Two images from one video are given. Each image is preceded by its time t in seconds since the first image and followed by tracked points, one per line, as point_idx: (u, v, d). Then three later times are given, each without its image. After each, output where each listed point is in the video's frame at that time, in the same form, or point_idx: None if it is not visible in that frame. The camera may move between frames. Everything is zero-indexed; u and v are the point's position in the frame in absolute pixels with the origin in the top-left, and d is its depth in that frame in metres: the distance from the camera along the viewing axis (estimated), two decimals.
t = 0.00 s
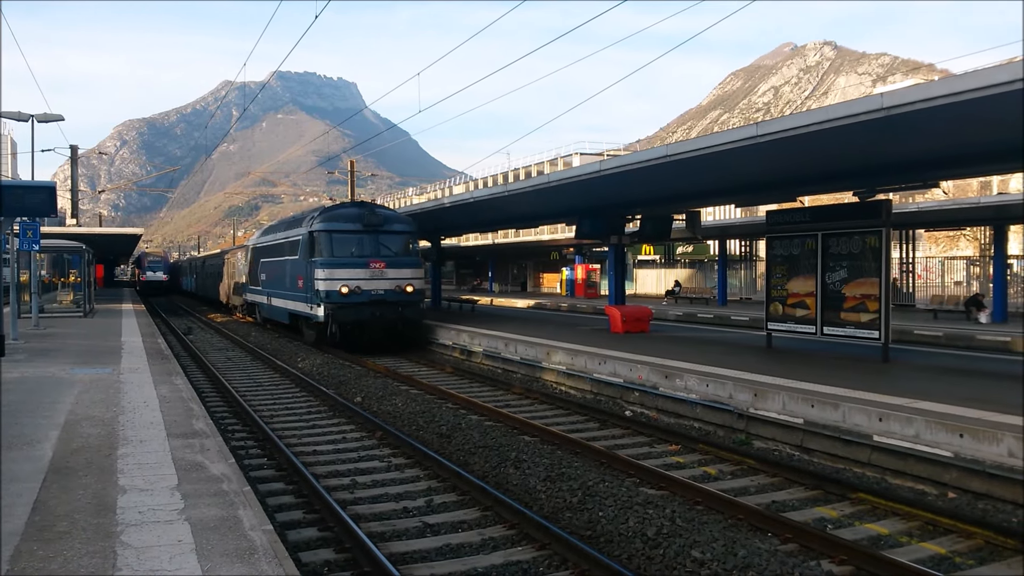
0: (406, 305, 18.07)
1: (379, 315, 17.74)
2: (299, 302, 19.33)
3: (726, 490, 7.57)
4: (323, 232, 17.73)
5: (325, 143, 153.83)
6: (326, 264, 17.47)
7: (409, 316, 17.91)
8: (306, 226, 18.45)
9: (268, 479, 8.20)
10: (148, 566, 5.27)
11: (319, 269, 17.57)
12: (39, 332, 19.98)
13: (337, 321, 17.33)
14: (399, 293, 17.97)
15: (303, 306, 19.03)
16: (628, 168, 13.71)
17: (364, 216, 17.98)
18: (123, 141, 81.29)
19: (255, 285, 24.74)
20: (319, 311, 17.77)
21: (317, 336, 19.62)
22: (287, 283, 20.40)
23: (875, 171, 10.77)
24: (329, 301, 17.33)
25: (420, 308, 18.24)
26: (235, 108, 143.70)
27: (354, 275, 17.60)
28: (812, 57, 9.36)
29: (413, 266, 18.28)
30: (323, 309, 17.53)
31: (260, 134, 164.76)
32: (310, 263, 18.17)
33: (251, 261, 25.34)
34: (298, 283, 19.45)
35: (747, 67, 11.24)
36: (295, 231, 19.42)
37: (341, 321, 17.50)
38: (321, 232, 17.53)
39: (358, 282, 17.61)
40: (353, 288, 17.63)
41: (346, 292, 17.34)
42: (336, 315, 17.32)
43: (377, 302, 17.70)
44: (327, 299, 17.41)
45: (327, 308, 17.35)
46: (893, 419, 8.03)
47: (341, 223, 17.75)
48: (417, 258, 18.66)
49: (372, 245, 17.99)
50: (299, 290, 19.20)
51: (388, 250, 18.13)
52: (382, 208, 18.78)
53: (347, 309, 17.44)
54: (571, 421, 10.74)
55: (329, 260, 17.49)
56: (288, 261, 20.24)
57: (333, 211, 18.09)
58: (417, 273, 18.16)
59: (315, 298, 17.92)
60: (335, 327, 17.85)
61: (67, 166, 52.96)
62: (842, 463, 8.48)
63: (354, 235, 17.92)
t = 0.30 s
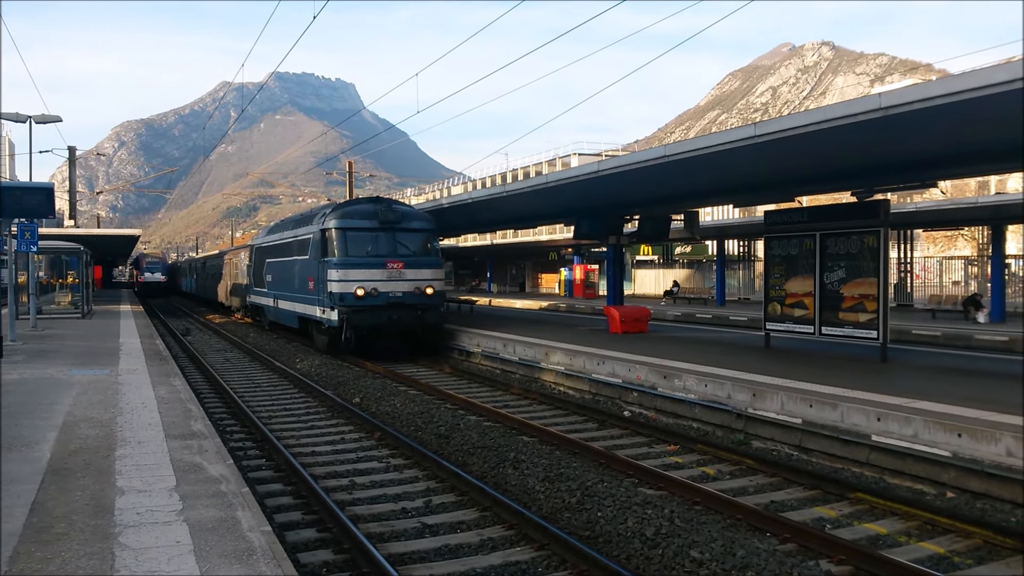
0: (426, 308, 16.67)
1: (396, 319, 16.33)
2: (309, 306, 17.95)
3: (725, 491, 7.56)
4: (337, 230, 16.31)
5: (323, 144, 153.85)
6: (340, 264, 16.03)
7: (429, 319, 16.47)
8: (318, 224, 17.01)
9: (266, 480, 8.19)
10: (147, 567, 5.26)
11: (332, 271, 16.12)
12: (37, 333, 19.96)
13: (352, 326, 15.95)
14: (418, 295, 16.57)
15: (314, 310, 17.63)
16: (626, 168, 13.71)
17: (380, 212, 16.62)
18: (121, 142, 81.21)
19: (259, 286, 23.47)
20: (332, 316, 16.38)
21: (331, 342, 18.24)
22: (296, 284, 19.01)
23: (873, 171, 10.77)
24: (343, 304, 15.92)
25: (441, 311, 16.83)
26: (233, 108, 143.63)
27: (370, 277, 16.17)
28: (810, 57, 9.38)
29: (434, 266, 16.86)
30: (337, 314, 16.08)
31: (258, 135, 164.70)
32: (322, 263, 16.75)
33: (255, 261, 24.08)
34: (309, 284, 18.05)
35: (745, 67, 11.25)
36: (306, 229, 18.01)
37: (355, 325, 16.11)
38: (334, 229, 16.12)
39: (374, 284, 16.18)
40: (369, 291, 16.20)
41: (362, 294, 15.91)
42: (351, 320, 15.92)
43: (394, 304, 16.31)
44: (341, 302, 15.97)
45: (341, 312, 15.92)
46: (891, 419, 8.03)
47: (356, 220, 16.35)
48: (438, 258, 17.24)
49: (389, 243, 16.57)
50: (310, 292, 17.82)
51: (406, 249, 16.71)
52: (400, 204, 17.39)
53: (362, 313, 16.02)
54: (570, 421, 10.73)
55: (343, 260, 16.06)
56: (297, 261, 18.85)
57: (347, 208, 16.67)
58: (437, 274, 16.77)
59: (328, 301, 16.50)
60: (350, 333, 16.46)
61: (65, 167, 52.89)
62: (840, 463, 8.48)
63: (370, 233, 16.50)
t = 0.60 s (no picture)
0: (446, 310, 15.66)
1: (416, 322, 15.31)
2: (322, 308, 16.97)
3: (721, 488, 7.57)
4: (352, 225, 15.42)
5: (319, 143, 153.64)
6: (355, 261, 15.10)
7: (450, 322, 15.47)
8: (331, 220, 16.11)
9: (262, 479, 8.18)
10: (143, 566, 5.26)
11: (347, 269, 15.19)
12: (33, 332, 19.90)
13: (369, 330, 14.97)
14: (438, 296, 15.56)
15: (327, 312, 16.64)
16: (623, 166, 13.71)
17: (398, 207, 15.73)
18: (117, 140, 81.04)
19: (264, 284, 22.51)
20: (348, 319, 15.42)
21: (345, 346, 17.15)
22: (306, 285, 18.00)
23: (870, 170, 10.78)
24: (359, 306, 14.98)
25: (463, 313, 15.84)
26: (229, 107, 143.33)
27: (388, 275, 15.21)
28: (807, 55, 9.38)
29: (455, 264, 15.90)
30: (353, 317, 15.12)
31: (255, 133, 164.43)
32: (337, 261, 15.81)
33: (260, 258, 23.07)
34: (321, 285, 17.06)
35: (742, 65, 11.26)
36: (317, 226, 17.05)
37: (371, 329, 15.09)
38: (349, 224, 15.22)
39: (392, 284, 15.21)
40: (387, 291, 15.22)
41: (379, 295, 14.94)
42: (368, 322, 14.95)
43: (412, 306, 15.31)
44: (357, 303, 15.01)
45: (357, 314, 14.98)
46: (887, 416, 8.04)
47: (372, 215, 15.46)
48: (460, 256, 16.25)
49: (408, 239, 15.67)
50: (323, 293, 16.84)
51: (425, 246, 15.78)
52: (419, 199, 16.49)
53: (379, 315, 15.03)
54: (566, 419, 10.74)
55: (359, 257, 15.12)
56: (307, 260, 17.86)
57: (362, 202, 15.80)
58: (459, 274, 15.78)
59: (342, 302, 15.52)
60: (367, 337, 15.49)
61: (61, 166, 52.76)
62: (837, 461, 8.52)
63: (387, 228, 15.61)
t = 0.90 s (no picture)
0: (472, 311, 14.33)
1: (440, 325, 13.97)
2: (336, 307, 15.66)
3: (717, 487, 7.58)
4: (371, 219, 14.06)
5: (315, 140, 153.43)
6: (374, 258, 13.73)
7: (478, 325, 14.16)
8: (348, 212, 14.77)
9: (258, 477, 8.17)
10: (138, 564, 5.25)
11: (366, 267, 13.82)
12: (29, 329, 19.87)
13: (389, 334, 13.63)
14: (465, 296, 14.20)
15: (341, 313, 15.34)
16: (619, 165, 13.69)
17: (421, 198, 14.38)
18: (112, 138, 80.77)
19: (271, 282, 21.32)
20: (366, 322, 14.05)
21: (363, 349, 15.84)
22: (319, 282, 16.72)
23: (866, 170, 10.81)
24: (378, 307, 13.61)
25: (491, 315, 14.51)
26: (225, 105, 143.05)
27: (410, 274, 13.84)
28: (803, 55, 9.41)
29: (483, 262, 14.51)
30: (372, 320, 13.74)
31: (251, 131, 164.16)
32: (353, 258, 14.44)
33: (266, 254, 21.84)
34: (334, 283, 15.77)
35: (739, 64, 11.28)
36: (331, 218, 15.76)
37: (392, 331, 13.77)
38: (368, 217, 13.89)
39: (415, 283, 13.84)
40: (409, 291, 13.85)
41: (400, 294, 13.59)
42: (388, 326, 13.62)
43: (436, 307, 13.96)
44: (376, 304, 13.64)
45: (376, 316, 13.61)
46: (882, 415, 8.07)
47: (393, 207, 14.13)
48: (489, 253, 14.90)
49: (431, 234, 14.30)
50: (337, 291, 15.55)
51: (451, 241, 14.39)
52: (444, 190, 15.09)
53: (401, 317, 13.69)
54: (562, 418, 10.74)
55: (379, 253, 13.75)
56: (319, 255, 16.58)
57: (381, 193, 14.45)
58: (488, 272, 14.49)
59: (360, 303, 14.15)
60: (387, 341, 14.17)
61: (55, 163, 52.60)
62: (832, 460, 8.54)
63: (408, 222, 14.24)
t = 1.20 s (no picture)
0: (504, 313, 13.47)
1: (472, 329, 13.07)
2: (353, 308, 14.73)
3: (713, 485, 7.60)
4: (395, 211, 13.08)
5: (312, 138, 153.18)
6: (399, 255, 12.79)
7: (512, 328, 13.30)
8: (367, 204, 13.75)
9: (254, 475, 8.17)
10: (134, 562, 5.24)
11: (389, 264, 12.86)
12: (24, 327, 19.82)
13: (417, 338, 12.71)
14: (498, 297, 13.35)
15: (358, 314, 14.41)
16: (616, 164, 13.70)
17: (448, 189, 13.44)
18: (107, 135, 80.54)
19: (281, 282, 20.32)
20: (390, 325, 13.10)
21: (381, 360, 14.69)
22: (334, 281, 15.78)
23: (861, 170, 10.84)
24: (406, 308, 12.69)
25: (526, 318, 13.62)
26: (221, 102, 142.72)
27: (438, 273, 12.96)
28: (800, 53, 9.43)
29: (515, 259, 13.66)
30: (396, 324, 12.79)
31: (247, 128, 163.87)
32: (373, 253, 13.46)
33: (275, 252, 20.86)
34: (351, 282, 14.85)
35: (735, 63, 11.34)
36: (348, 211, 14.83)
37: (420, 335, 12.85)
38: (393, 210, 12.95)
39: (444, 283, 12.96)
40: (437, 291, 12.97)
41: (429, 295, 12.71)
42: (415, 329, 12.69)
43: (467, 309, 13.09)
44: (402, 306, 12.71)
45: (403, 318, 12.69)
46: (878, 413, 8.09)
47: (418, 198, 13.18)
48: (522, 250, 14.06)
49: (460, 228, 13.42)
50: (353, 291, 14.63)
51: (481, 235, 13.53)
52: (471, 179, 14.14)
53: (429, 320, 12.79)
54: (559, 416, 10.74)
55: (404, 249, 12.82)
56: (334, 252, 15.64)
57: (406, 182, 13.46)
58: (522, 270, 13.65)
59: (383, 304, 13.19)
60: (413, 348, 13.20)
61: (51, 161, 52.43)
62: (828, 458, 8.56)
63: (435, 214, 13.32)
